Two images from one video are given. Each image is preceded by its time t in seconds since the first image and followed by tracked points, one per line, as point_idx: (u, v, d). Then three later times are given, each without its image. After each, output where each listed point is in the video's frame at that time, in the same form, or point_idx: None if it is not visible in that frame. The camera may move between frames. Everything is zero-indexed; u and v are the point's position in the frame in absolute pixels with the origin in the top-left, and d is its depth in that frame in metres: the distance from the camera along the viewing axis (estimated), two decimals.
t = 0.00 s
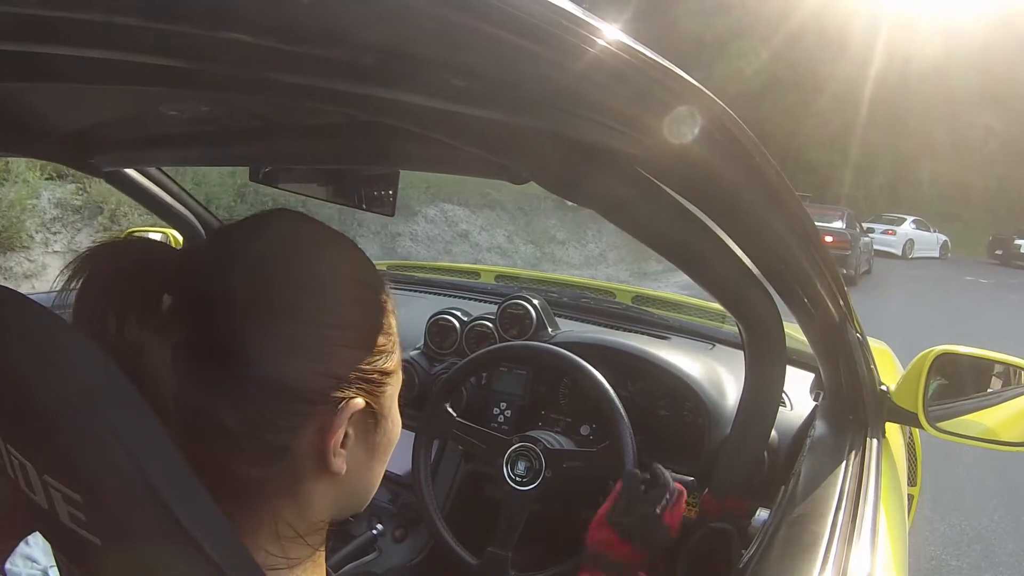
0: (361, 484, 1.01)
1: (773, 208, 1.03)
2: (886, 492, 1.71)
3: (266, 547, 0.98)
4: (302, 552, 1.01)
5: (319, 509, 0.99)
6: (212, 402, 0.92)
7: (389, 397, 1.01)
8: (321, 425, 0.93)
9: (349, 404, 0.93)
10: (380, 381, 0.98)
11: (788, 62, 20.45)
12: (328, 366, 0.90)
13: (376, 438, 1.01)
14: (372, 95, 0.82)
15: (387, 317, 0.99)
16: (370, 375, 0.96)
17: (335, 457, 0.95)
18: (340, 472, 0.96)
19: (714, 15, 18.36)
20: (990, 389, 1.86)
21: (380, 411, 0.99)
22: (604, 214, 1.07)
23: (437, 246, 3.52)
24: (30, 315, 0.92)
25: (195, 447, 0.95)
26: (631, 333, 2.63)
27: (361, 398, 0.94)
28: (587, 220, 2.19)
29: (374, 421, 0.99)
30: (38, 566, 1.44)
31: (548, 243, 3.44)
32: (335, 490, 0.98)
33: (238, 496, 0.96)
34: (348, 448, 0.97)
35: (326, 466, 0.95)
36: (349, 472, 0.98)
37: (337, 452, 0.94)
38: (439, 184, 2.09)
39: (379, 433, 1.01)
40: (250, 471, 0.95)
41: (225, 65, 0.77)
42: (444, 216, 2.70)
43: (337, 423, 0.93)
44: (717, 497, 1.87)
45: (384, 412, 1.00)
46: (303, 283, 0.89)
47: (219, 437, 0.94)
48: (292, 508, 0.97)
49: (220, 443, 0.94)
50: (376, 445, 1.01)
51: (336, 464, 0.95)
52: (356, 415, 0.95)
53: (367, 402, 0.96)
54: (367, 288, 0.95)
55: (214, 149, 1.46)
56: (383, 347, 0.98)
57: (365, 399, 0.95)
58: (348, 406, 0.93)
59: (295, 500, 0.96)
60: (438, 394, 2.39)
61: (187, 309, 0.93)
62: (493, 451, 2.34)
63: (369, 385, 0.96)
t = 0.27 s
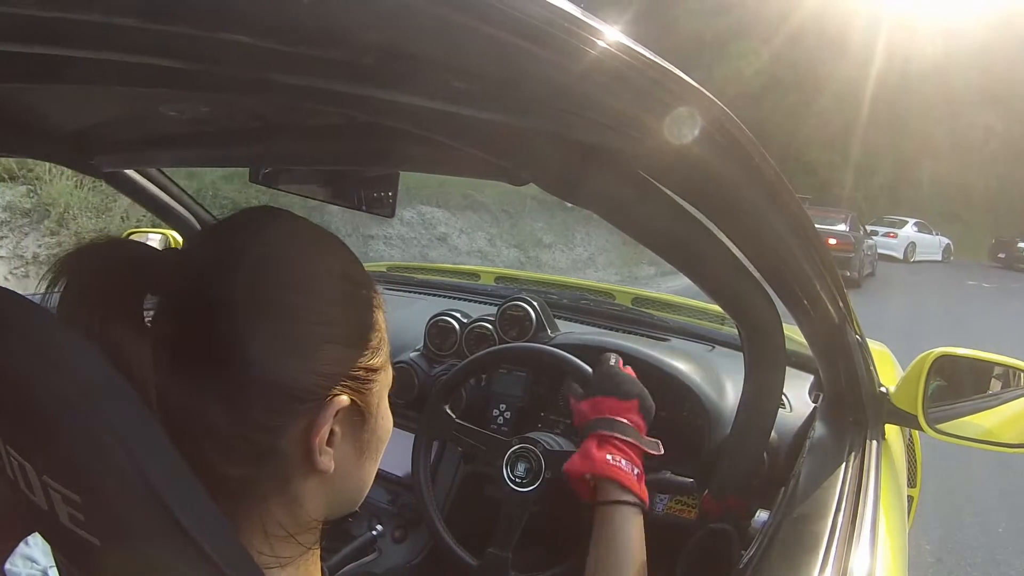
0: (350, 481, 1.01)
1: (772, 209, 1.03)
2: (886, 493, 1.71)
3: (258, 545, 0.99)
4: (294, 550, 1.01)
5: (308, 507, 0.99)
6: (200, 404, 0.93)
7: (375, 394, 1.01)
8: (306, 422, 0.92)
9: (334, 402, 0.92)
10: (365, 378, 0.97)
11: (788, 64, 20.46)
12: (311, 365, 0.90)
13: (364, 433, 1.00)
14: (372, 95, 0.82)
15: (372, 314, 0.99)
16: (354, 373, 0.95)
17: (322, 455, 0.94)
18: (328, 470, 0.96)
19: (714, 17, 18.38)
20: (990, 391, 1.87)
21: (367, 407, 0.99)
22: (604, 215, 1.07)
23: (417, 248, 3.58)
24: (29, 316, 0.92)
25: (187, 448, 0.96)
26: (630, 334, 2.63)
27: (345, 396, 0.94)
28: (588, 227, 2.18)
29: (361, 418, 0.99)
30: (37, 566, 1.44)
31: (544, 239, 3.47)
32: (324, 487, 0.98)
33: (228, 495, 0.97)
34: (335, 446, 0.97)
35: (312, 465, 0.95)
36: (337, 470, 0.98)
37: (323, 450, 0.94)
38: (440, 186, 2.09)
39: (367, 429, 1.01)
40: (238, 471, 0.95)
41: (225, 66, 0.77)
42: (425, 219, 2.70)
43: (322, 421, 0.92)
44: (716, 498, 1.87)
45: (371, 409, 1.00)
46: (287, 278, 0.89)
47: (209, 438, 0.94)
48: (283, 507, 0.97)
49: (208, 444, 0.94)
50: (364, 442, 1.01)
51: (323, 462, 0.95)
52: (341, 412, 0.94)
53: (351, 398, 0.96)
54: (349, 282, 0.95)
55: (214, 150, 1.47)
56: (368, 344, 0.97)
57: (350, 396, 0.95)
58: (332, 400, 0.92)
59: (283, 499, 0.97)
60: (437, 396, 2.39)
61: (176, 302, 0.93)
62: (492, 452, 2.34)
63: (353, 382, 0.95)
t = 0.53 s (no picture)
0: (344, 477, 1.01)
1: (774, 207, 1.03)
2: (887, 491, 1.71)
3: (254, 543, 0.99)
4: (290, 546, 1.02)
5: (303, 504, 0.99)
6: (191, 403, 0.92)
7: (366, 389, 1.00)
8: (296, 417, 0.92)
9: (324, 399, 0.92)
10: (356, 374, 0.97)
11: (789, 62, 20.45)
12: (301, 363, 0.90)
13: (357, 430, 1.00)
14: (374, 93, 0.82)
15: (361, 309, 0.98)
16: (344, 370, 0.95)
17: (314, 453, 0.94)
18: (321, 468, 0.95)
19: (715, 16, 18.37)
20: (990, 389, 1.87)
21: (358, 403, 0.99)
22: (605, 213, 1.07)
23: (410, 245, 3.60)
24: (32, 315, 0.92)
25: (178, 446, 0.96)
26: (631, 332, 2.63)
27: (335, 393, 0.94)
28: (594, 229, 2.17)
29: (353, 414, 0.99)
30: (39, 564, 1.45)
31: (544, 237, 3.47)
32: (317, 484, 0.98)
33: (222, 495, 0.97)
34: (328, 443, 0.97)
35: (305, 463, 0.95)
36: (330, 468, 0.98)
37: (316, 448, 0.94)
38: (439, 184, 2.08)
39: (359, 424, 1.01)
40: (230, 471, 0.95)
41: (227, 64, 0.77)
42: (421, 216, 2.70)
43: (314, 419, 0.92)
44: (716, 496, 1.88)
45: (363, 404, 1.00)
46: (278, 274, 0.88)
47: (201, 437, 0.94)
48: (275, 505, 0.98)
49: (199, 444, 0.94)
50: (357, 437, 1.01)
51: (316, 460, 0.94)
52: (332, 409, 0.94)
53: (342, 395, 0.95)
54: (339, 277, 0.94)
55: (215, 148, 1.47)
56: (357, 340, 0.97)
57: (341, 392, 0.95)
58: (322, 398, 0.92)
59: (277, 497, 0.97)
60: (437, 394, 2.39)
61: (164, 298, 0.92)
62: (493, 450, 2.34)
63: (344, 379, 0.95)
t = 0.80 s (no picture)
0: (340, 477, 1.01)
1: (775, 204, 1.03)
2: (887, 491, 1.71)
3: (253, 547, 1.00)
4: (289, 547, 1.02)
5: (299, 506, 1.00)
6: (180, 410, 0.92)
7: (357, 387, 1.00)
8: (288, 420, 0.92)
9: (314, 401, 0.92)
10: (345, 374, 0.97)
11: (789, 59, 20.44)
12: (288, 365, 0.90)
13: (350, 429, 1.00)
14: (374, 91, 0.82)
15: (347, 307, 0.98)
16: (332, 370, 0.95)
17: (307, 455, 0.94)
18: (315, 469, 0.96)
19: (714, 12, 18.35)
20: (990, 387, 1.87)
21: (349, 402, 0.99)
22: (607, 211, 1.07)
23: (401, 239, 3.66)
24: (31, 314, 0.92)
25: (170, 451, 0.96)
26: (631, 330, 2.63)
27: (324, 395, 0.93)
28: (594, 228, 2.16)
29: (344, 413, 0.99)
30: (39, 564, 1.45)
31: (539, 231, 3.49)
32: (313, 485, 0.98)
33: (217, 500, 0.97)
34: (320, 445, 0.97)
35: (298, 466, 0.95)
36: (325, 469, 0.98)
37: (308, 450, 0.94)
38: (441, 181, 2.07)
39: (353, 423, 1.01)
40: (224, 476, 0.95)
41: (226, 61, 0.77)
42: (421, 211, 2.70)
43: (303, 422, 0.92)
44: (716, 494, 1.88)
45: (354, 402, 1.00)
46: (266, 276, 0.88)
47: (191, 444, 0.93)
48: (269, 507, 0.98)
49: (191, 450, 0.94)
50: (351, 436, 1.01)
51: (309, 462, 0.95)
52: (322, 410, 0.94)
53: (332, 396, 0.95)
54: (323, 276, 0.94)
55: (215, 146, 1.47)
56: (345, 340, 0.97)
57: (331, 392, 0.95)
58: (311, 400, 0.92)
59: (273, 500, 0.97)
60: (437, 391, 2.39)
61: (147, 300, 0.92)
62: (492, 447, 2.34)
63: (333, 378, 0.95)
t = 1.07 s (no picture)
0: (353, 486, 1.05)
1: (774, 206, 1.03)
2: (887, 490, 1.71)
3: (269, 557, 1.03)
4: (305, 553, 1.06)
5: (313, 518, 1.03)
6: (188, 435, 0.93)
7: (366, 401, 1.02)
8: (302, 438, 0.94)
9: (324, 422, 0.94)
10: (354, 393, 0.99)
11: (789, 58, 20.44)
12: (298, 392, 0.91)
13: (362, 440, 1.03)
14: (373, 93, 0.82)
15: (353, 325, 0.98)
16: (340, 392, 0.96)
17: (319, 472, 0.97)
18: (327, 485, 0.99)
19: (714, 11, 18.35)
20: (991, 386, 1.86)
21: (359, 417, 1.01)
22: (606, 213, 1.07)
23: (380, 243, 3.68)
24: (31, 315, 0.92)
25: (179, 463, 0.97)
26: (631, 331, 2.63)
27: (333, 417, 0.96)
28: (591, 231, 2.16)
29: (354, 428, 1.01)
30: (40, 564, 1.45)
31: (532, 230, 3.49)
32: (325, 498, 1.02)
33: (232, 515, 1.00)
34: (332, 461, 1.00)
35: (310, 484, 0.98)
36: (338, 482, 1.01)
37: (320, 469, 0.97)
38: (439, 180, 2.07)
39: (363, 435, 1.03)
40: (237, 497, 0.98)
41: (226, 64, 0.77)
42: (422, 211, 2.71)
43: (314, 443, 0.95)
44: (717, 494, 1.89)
45: (364, 416, 1.02)
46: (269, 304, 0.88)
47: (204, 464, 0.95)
48: (283, 519, 1.01)
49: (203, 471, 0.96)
50: (362, 448, 1.03)
51: (320, 479, 0.98)
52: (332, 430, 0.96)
53: (341, 416, 0.97)
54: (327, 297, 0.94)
55: (215, 147, 1.47)
56: (352, 359, 0.98)
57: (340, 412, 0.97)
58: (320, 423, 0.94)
59: (287, 515, 1.00)
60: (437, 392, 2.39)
61: (154, 319, 0.93)
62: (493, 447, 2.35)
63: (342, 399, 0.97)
